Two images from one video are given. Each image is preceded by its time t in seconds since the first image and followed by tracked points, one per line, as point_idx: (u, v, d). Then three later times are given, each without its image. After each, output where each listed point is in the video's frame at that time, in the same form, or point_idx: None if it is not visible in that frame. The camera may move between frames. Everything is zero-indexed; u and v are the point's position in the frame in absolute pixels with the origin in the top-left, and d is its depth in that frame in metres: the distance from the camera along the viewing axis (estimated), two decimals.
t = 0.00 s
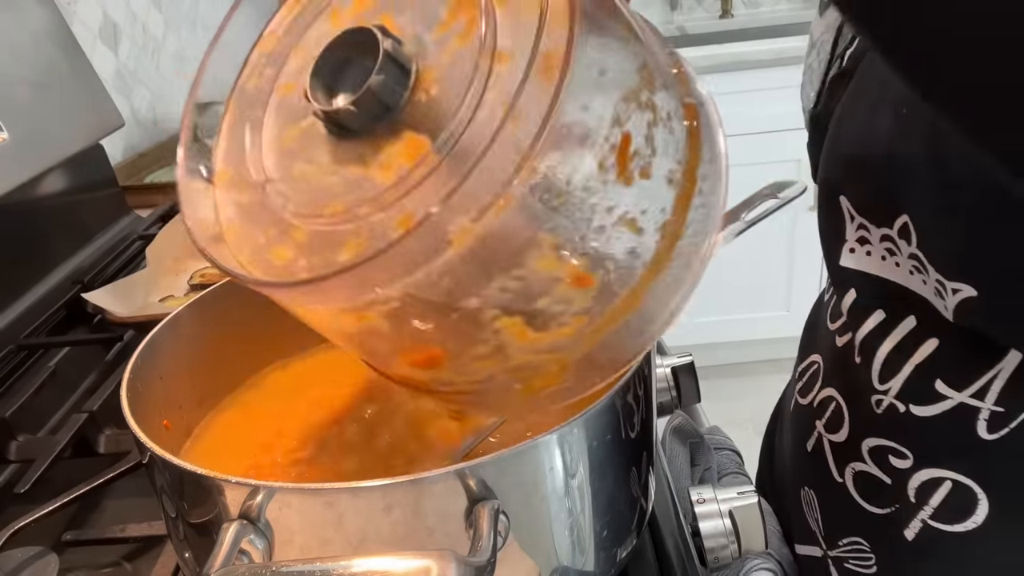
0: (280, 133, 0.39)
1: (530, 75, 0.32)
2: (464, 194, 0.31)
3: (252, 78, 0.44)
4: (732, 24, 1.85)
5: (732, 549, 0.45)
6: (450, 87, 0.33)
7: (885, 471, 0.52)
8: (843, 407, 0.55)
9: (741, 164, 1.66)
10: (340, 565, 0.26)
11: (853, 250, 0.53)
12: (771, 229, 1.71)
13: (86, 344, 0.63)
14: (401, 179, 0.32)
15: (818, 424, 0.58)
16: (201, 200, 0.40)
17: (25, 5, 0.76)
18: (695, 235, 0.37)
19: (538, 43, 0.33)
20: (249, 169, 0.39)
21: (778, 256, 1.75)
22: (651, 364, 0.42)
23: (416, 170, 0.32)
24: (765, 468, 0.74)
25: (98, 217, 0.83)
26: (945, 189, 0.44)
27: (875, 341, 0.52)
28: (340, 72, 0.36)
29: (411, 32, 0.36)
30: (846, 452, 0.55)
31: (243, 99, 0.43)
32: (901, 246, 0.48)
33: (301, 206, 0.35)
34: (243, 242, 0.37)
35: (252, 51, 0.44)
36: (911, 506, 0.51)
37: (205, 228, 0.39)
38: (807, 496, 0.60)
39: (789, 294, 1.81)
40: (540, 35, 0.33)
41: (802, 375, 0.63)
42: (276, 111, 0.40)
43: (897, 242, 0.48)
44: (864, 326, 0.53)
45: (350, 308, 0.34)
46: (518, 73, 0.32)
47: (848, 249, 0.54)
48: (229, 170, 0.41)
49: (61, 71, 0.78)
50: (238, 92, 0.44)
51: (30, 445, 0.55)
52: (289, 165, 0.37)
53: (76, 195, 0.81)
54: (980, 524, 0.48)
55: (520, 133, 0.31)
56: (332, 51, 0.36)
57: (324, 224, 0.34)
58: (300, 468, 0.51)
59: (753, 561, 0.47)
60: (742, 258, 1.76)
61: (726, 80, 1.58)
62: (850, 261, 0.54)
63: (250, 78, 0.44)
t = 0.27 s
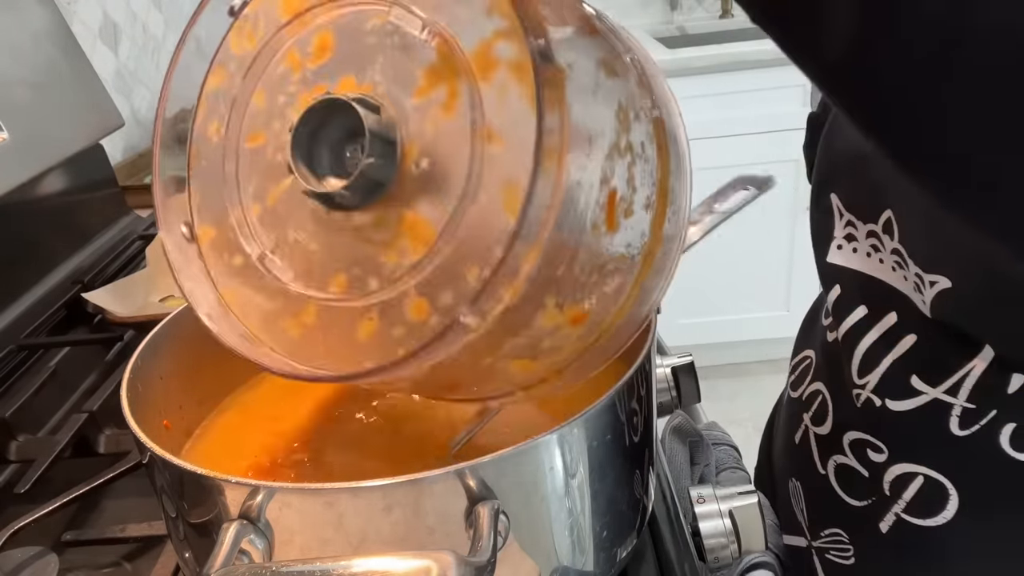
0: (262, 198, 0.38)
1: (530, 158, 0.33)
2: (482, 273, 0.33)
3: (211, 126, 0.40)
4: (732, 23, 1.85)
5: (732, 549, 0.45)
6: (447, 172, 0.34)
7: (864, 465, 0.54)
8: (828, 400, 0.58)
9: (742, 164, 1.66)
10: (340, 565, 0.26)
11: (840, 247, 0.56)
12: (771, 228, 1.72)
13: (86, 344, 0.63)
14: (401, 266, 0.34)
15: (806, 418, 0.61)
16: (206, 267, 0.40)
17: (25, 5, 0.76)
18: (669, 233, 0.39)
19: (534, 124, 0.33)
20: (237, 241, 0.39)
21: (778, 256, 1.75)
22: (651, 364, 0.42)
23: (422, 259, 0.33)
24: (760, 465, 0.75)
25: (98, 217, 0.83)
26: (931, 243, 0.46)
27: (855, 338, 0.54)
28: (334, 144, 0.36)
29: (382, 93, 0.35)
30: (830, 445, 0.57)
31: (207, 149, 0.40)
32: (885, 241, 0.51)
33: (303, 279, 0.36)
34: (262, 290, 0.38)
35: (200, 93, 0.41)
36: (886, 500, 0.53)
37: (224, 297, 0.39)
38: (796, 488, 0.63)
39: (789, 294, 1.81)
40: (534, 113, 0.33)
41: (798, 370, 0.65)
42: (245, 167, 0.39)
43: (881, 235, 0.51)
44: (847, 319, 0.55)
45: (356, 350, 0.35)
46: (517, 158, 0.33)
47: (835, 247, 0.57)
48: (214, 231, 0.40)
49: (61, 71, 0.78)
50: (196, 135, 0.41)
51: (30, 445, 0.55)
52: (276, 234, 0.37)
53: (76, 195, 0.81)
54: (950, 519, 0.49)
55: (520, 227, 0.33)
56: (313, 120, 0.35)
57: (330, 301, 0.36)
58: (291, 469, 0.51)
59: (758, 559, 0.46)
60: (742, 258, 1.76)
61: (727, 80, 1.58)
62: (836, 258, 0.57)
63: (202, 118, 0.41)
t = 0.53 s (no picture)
0: (279, 170, 0.36)
1: (569, 139, 0.31)
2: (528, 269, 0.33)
3: (210, 88, 0.37)
4: (732, 24, 1.85)
5: (732, 550, 0.45)
6: (483, 155, 0.33)
7: (855, 455, 0.57)
8: (824, 392, 0.60)
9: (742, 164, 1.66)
10: (340, 565, 0.26)
11: (834, 249, 0.58)
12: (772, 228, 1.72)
13: (86, 343, 0.63)
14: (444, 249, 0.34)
15: (801, 410, 0.63)
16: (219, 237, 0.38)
17: (25, 5, 0.76)
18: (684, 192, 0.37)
19: (580, 108, 0.31)
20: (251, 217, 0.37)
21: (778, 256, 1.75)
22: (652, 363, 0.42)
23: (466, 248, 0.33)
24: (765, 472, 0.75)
25: (98, 217, 0.84)
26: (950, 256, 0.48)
27: (845, 332, 0.57)
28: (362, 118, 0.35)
29: (411, 65, 0.33)
30: (823, 437, 0.59)
31: (208, 116, 0.37)
32: (868, 245, 0.54)
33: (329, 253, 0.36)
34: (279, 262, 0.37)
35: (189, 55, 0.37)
36: (876, 490, 0.56)
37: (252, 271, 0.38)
38: (791, 479, 0.64)
39: (789, 294, 1.81)
40: (580, 96, 0.31)
41: (795, 362, 0.66)
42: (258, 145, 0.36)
43: (863, 238, 0.55)
44: (840, 316, 0.58)
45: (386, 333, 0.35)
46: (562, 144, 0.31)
47: (829, 248, 0.58)
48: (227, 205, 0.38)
49: (61, 71, 0.79)
50: (195, 103, 0.37)
51: (30, 445, 0.55)
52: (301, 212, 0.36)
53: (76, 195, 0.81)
54: (935, 507, 0.53)
55: (565, 219, 0.32)
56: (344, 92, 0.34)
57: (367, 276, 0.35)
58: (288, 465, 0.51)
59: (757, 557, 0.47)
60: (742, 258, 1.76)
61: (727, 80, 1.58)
62: (830, 259, 0.59)
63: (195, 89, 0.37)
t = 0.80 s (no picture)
0: (319, 168, 0.36)
1: (642, 105, 0.33)
2: (617, 243, 0.34)
3: (223, 88, 0.36)
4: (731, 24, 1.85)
5: (732, 549, 0.45)
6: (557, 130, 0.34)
7: (887, 451, 0.53)
8: (853, 390, 0.56)
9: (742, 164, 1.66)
10: (340, 565, 0.26)
11: (859, 247, 0.54)
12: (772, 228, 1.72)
13: (86, 343, 0.63)
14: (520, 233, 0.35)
15: (830, 407, 0.59)
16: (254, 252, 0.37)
17: (25, 6, 0.76)
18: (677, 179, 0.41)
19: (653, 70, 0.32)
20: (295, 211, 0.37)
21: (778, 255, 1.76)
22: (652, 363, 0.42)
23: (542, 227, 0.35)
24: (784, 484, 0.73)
25: (98, 217, 0.84)
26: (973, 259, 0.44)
27: (877, 325, 0.53)
28: (402, 108, 0.34)
29: (473, 45, 0.33)
30: (853, 433, 0.56)
31: (229, 115, 0.36)
32: (892, 241, 0.51)
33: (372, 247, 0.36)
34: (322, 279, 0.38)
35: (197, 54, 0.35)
36: (909, 485, 0.52)
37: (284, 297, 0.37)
38: (824, 476, 0.60)
39: (789, 294, 1.81)
40: (652, 62, 0.32)
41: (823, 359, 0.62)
42: (292, 140, 0.36)
43: (888, 233, 0.51)
44: (868, 311, 0.54)
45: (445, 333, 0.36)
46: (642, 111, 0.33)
47: (855, 246, 0.55)
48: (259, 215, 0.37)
49: (61, 71, 0.79)
50: (204, 113, 0.36)
51: (30, 445, 0.55)
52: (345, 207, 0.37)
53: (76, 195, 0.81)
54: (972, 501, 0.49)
55: (661, 182, 0.33)
56: (392, 82, 0.34)
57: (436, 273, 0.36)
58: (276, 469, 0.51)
59: (757, 558, 0.47)
60: (742, 258, 1.76)
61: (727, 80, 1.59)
62: (858, 258, 0.55)
63: (203, 99, 0.35)
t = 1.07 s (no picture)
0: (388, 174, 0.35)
1: (711, 82, 0.34)
2: (694, 221, 0.35)
3: (284, 99, 0.32)
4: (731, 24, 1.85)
5: (732, 549, 0.44)
6: (629, 120, 0.35)
7: (924, 449, 0.53)
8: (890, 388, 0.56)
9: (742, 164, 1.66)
10: (340, 566, 0.26)
11: (891, 247, 0.53)
12: (772, 227, 1.72)
13: (86, 343, 0.63)
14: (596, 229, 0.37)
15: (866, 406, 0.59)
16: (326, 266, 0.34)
17: (25, 6, 0.76)
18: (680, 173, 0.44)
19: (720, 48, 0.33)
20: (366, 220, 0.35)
21: (778, 255, 1.75)
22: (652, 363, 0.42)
23: (619, 218, 0.36)
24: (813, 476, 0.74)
25: (98, 217, 0.84)
26: (1004, 258, 0.43)
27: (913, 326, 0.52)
28: (471, 100, 0.34)
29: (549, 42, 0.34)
30: (891, 430, 0.56)
31: (289, 124, 0.32)
32: (923, 244, 0.49)
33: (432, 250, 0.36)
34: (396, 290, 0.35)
35: (253, 67, 0.30)
36: (947, 481, 0.51)
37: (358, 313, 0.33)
38: (861, 472, 0.61)
39: (789, 294, 1.81)
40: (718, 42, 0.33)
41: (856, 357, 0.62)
42: (371, 143, 0.34)
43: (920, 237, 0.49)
44: (903, 312, 0.52)
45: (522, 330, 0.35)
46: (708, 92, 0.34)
47: (886, 246, 0.53)
48: (329, 227, 0.34)
49: (61, 71, 0.79)
50: (262, 124, 0.31)
51: (30, 445, 0.55)
52: (421, 209, 0.36)
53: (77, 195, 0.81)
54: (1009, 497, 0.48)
55: (733, 158, 0.34)
56: (467, 76, 0.33)
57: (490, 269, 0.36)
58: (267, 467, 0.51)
59: (757, 558, 0.46)
60: (742, 258, 1.76)
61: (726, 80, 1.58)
62: (889, 258, 0.53)
63: (262, 110, 0.31)
